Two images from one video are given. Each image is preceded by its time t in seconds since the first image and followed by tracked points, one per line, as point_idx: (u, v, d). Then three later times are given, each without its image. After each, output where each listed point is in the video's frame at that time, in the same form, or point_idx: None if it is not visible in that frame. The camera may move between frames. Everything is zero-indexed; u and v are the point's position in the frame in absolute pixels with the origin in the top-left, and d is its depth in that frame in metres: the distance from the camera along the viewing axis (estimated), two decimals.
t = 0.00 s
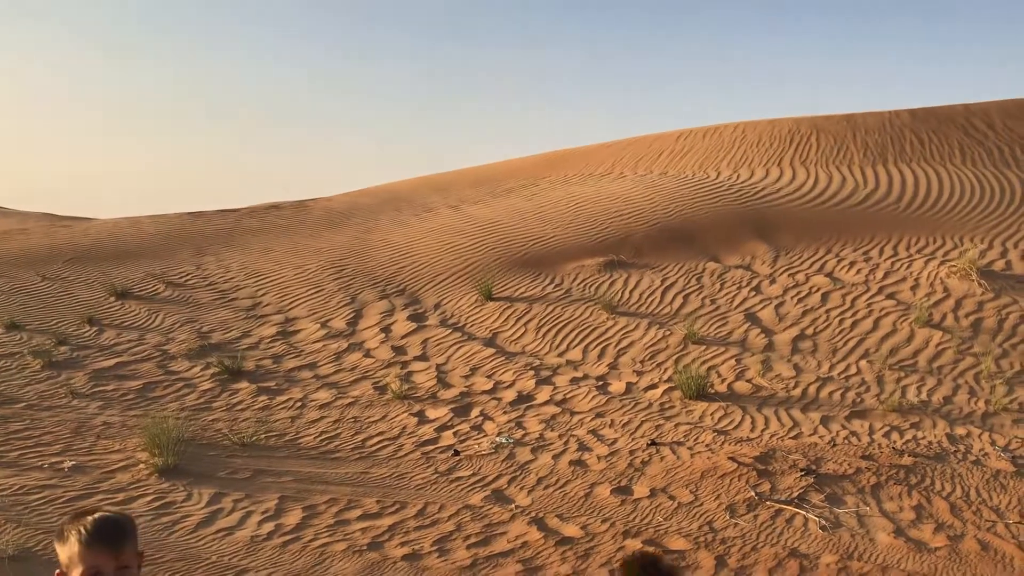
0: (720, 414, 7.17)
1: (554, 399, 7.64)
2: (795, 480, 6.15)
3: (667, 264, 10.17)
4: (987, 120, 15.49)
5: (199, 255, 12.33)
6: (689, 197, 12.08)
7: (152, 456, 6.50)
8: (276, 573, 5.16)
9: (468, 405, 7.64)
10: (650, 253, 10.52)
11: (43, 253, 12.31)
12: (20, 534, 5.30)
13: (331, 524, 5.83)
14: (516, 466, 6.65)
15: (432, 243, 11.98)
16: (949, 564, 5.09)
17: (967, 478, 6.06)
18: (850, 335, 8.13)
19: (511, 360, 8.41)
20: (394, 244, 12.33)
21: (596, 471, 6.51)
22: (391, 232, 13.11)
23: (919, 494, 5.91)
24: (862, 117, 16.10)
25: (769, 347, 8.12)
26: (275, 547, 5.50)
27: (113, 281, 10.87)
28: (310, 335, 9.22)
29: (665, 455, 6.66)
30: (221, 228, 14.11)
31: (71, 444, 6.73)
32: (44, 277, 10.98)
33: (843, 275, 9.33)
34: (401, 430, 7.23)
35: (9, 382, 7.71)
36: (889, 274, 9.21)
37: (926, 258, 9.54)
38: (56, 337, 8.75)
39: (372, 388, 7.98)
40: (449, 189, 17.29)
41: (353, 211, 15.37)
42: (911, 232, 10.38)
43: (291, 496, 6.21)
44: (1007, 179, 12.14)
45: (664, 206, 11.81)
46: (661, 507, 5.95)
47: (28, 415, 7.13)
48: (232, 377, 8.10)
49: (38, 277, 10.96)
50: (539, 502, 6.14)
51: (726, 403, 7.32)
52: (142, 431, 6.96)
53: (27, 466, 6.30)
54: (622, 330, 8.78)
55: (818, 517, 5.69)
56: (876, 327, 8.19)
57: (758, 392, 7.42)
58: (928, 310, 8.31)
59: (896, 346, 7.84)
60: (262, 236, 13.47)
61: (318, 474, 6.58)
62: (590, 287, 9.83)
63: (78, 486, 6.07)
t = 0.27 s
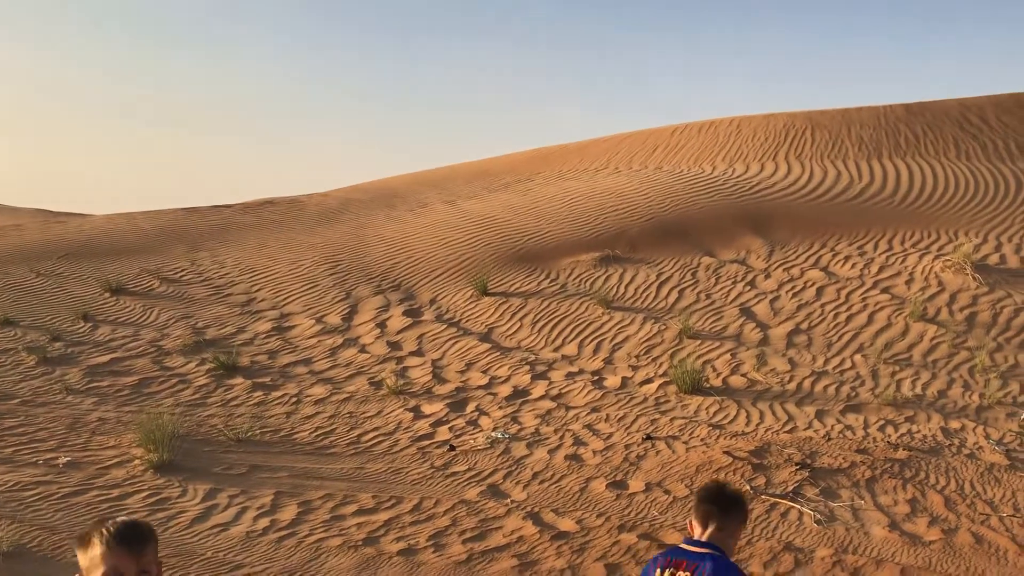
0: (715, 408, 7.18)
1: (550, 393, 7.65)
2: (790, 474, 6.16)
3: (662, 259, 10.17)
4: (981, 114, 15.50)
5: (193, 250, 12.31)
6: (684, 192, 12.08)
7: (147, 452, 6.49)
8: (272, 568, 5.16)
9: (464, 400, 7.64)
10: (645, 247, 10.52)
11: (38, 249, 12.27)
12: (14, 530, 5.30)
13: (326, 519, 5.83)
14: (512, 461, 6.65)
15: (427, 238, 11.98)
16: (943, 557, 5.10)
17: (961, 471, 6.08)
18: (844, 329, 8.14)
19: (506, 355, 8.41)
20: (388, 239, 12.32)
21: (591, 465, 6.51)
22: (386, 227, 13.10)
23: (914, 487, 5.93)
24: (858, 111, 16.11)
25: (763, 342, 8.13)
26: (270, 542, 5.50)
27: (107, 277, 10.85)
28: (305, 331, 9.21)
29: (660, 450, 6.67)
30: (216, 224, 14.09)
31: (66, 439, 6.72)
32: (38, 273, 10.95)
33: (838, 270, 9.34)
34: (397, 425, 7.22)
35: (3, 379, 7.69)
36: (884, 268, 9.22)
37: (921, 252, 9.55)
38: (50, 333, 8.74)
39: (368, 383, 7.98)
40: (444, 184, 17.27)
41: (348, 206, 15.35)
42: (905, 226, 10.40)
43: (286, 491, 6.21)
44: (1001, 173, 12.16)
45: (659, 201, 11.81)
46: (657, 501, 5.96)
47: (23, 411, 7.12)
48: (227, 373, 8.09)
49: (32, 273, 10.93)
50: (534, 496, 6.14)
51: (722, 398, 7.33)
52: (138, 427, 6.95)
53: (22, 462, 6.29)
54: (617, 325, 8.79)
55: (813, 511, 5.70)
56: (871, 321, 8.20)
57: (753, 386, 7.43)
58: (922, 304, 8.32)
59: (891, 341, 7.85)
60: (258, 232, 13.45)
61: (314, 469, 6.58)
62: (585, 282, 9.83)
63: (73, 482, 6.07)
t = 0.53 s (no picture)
0: (710, 402, 7.18)
1: (545, 387, 7.64)
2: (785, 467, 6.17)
3: (657, 253, 10.16)
4: (975, 108, 15.52)
5: (187, 245, 12.28)
6: (680, 186, 12.07)
7: (141, 446, 6.47)
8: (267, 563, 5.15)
9: (459, 394, 7.63)
10: (641, 241, 10.52)
11: (31, 245, 12.23)
12: (8, 525, 5.28)
13: (321, 513, 5.82)
14: (507, 455, 6.65)
15: (422, 233, 11.96)
16: (938, 549, 5.11)
17: (956, 464, 6.09)
18: (839, 323, 8.15)
19: (501, 350, 8.41)
20: (382, 233, 12.30)
21: (587, 459, 6.51)
22: (380, 221, 13.08)
23: (909, 480, 5.94)
24: (852, 106, 16.11)
25: (758, 335, 8.13)
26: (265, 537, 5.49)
27: (101, 272, 10.81)
28: (300, 325, 9.19)
29: (655, 443, 6.67)
30: (211, 219, 14.05)
31: (60, 434, 6.71)
32: (32, 269, 10.92)
33: (833, 263, 9.35)
34: (392, 420, 7.22)
35: None
36: (879, 262, 9.23)
37: (915, 246, 9.56)
38: (44, 328, 8.71)
39: (362, 378, 7.96)
40: (438, 178, 17.25)
41: (342, 201, 15.32)
42: (900, 220, 10.40)
43: (281, 486, 6.20)
44: (995, 167, 12.17)
45: (654, 195, 11.80)
46: (652, 495, 5.96)
47: (16, 406, 7.09)
48: (222, 368, 8.08)
49: (26, 268, 10.90)
50: (530, 490, 6.14)
51: (716, 391, 7.33)
52: (132, 422, 6.93)
53: (15, 457, 6.27)
54: (612, 319, 8.78)
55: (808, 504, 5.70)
56: (866, 314, 8.20)
57: (747, 380, 7.43)
58: (917, 298, 8.33)
59: (886, 334, 7.86)
60: (252, 226, 13.41)
61: (308, 464, 6.57)
62: (580, 276, 9.82)
63: (67, 478, 6.05)
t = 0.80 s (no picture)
0: (702, 395, 7.18)
1: (537, 381, 7.64)
2: (777, 460, 6.17)
3: (650, 247, 10.16)
4: (967, 102, 15.54)
5: (178, 239, 12.23)
6: (672, 180, 12.07)
7: (132, 440, 6.45)
8: (258, 557, 5.14)
9: (451, 388, 7.62)
10: (633, 236, 10.51)
11: (21, 238, 12.17)
12: None
13: (313, 507, 5.81)
14: (499, 448, 6.64)
15: (413, 226, 11.94)
16: (929, 542, 5.13)
17: (947, 457, 6.10)
18: (831, 317, 8.16)
19: (494, 344, 8.39)
20: (374, 227, 12.27)
21: (578, 453, 6.51)
22: (371, 215, 13.05)
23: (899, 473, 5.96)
24: (844, 100, 16.13)
25: (750, 329, 8.14)
26: (256, 531, 5.47)
27: (92, 266, 10.77)
28: (291, 319, 9.17)
29: (647, 437, 6.67)
30: (202, 213, 14.00)
31: (50, 428, 6.68)
32: (22, 262, 10.87)
33: (825, 258, 9.35)
34: (383, 414, 7.20)
35: None
36: (871, 256, 9.24)
37: (907, 240, 9.57)
38: (34, 322, 8.67)
39: (354, 372, 7.95)
40: (431, 172, 17.21)
41: (334, 194, 15.28)
42: (892, 214, 10.42)
43: (272, 480, 6.18)
44: (986, 161, 12.20)
45: (647, 189, 11.79)
46: (643, 488, 5.96)
47: (5, 400, 7.06)
48: (213, 362, 8.05)
49: (16, 262, 10.85)
50: (522, 484, 6.13)
51: (708, 385, 7.33)
52: (122, 416, 6.90)
53: (5, 452, 6.24)
54: (605, 313, 8.78)
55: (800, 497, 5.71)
56: (857, 308, 8.21)
57: (739, 374, 7.44)
58: (909, 292, 8.34)
59: (877, 328, 7.87)
60: (243, 220, 13.37)
61: (300, 458, 6.55)
62: (572, 270, 9.81)
63: (57, 472, 6.02)
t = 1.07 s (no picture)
0: (687, 390, 7.22)
1: (524, 376, 7.66)
2: (761, 454, 6.22)
3: (636, 242, 10.19)
4: (951, 98, 15.65)
5: (163, 233, 12.18)
6: (659, 175, 12.10)
7: (117, 435, 6.43)
8: (244, 551, 5.14)
9: (438, 382, 7.63)
10: (620, 231, 10.53)
11: (6, 232, 12.08)
12: None
13: (299, 502, 5.81)
14: (485, 443, 6.65)
15: (400, 221, 11.93)
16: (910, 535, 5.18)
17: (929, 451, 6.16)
18: (815, 312, 8.21)
19: (480, 338, 8.41)
20: (360, 221, 12.26)
21: (564, 447, 6.53)
22: (358, 210, 13.03)
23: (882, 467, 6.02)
24: (830, 96, 16.21)
25: (735, 324, 8.18)
26: (242, 525, 5.47)
27: (77, 260, 10.71)
28: (278, 313, 9.15)
29: (633, 431, 6.70)
30: (188, 206, 13.94)
31: (34, 423, 6.65)
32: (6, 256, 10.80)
33: (810, 253, 9.41)
34: (370, 408, 7.20)
35: None
36: (855, 251, 9.30)
37: (891, 236, 9.64)
38: (18, 316, 8.63)
39: (341, 366, 7.94)
40: (418, 166, 17.19)
41: (320, 189, 15.24)
42: (876, 210, 10.49)
43: (258, 475, 6.18)
44: (969, 157, 12.30)
45: (634, 184, 11.82)
46: (629, 482, 5.99)
47: None
48: (199, 356, 8.03)
49: None
50: (508, 477, 6.15)
51: (694, 379, 7.37)
52: (107, 410, 6.88)
53: None
54: (591, 308, 8.80)
55: (783, 490, 5.75)
56: (842, 303, 8.27)
57: (724, 368, 7.48)
58: (892, 287, 8.40)
59: (861, 323, 7.92)
60: (230, 214, 13.32)
61: (286, 452, 6.55)
62: (559, 265, 9.83)
63: (41, 466, 6.00)
